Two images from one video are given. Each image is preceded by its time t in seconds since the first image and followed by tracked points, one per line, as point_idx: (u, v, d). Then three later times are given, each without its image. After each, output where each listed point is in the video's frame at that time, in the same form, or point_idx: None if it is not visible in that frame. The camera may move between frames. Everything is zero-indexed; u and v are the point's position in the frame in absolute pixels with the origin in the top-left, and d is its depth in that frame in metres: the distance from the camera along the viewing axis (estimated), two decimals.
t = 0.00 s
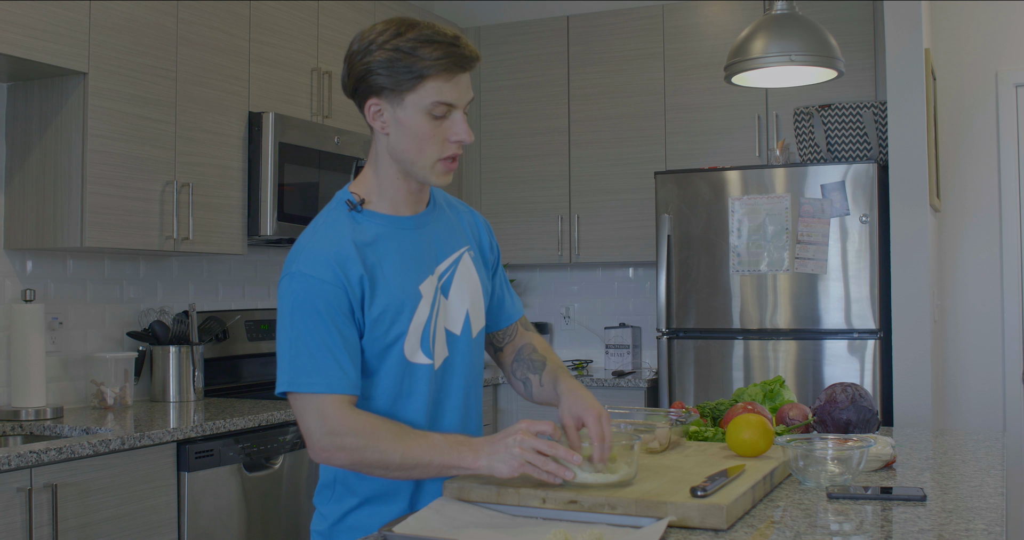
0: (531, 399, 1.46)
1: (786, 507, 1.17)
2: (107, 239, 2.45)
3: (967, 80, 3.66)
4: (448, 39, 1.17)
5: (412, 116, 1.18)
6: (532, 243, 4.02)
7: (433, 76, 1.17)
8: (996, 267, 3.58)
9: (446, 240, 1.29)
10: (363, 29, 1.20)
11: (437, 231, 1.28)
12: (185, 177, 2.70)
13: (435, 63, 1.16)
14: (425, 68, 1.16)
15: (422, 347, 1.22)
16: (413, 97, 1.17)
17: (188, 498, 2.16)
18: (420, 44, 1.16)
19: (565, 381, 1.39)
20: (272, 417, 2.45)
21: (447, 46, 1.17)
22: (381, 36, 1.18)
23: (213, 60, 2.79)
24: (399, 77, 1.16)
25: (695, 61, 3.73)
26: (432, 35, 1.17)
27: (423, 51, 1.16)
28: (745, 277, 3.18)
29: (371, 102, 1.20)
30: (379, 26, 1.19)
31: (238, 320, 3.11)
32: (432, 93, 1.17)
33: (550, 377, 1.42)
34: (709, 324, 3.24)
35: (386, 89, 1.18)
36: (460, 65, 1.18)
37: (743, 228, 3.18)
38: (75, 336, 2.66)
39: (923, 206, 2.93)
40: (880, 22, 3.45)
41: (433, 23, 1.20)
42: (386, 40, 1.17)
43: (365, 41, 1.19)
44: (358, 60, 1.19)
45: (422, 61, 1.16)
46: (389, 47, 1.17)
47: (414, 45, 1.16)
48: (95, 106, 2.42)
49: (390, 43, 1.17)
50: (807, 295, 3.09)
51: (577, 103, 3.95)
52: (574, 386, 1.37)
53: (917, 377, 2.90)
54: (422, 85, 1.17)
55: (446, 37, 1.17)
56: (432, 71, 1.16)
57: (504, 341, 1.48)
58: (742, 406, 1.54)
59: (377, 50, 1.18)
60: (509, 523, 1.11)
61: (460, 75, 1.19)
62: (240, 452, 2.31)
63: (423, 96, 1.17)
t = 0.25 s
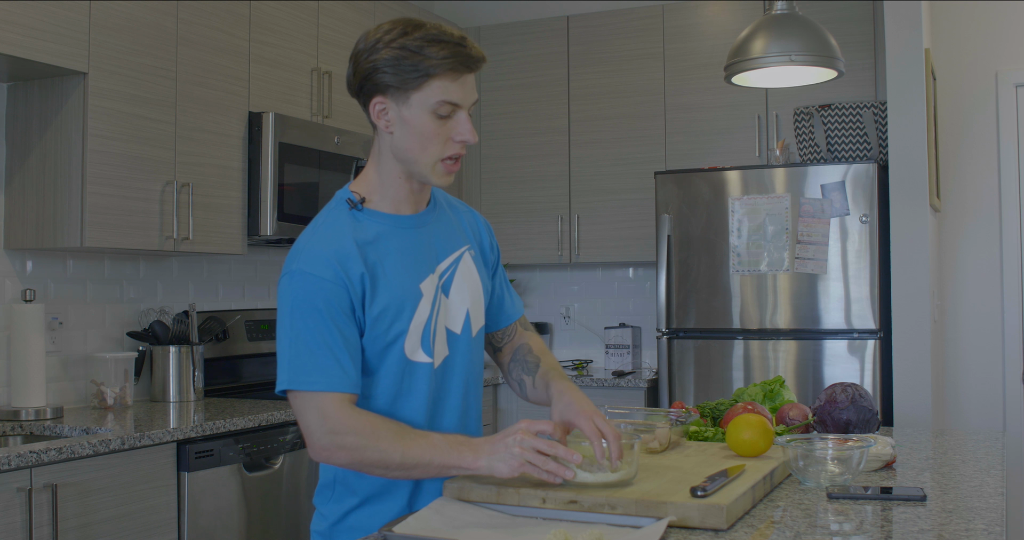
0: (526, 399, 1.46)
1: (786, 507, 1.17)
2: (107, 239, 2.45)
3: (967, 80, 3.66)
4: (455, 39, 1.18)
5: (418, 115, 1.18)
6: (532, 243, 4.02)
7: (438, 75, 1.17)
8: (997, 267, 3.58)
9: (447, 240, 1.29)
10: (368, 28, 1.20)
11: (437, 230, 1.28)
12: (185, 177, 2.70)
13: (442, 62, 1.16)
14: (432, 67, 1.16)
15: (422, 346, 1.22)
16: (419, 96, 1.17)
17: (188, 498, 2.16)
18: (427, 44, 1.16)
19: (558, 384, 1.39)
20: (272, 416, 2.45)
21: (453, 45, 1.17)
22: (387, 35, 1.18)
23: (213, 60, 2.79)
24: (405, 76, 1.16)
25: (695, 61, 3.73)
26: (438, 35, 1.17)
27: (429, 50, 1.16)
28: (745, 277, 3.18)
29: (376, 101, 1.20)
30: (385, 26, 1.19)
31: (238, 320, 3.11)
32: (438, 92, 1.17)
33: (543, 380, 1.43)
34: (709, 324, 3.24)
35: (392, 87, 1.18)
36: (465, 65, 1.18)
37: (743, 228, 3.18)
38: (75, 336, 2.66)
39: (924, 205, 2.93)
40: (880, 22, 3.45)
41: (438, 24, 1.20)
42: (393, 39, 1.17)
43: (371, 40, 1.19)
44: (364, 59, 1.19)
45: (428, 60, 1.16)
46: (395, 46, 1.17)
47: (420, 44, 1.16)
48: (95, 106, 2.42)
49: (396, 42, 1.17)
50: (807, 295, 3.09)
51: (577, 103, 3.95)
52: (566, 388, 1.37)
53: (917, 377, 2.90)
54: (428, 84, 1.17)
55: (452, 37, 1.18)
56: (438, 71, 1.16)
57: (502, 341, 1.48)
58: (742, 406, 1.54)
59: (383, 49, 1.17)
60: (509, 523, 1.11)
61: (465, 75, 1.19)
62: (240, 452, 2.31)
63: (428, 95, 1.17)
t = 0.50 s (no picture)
0: (529, 401, 1.46)
1: (786, 507, 1.17)
2: (107, 239, 2.45)
3: (967, 80, 3.66)
4: (455, 39, 1.18)
5: (418, 115, 1.18)
6: (532, 243, 4.02)
7: (439, 75, 1.17)
8: (997, 267, 3.58)
9: (446, 240, 1.29)
10: (369, 28, 1.20)
11: (437, 230, 1.28)
12: (185, 177, 2.70)
13: (442, 62, 1.16)
14: (432, 67, 1.16)
15: (422, 345, 1.22)
16: (420, 95, 1.17)
17: (188, 498, 2.16)
18: (428, 44, 1.16)
19: (566, 382, 1.40)
20: (272, 416, 2.45)
21: (453, 45, 1.17)
22: (388, 35, 1.18)
23: (213, 60, 2.79)
24: (406, 76, 1.17)
25: (695, 61, 3.74)
26: (439, 35, 1.17)
27: (430, 50, 1.16)
28: (745, 277, 3.18)
29: (377, 101, 1.20)
30: (385, 26, 1.19)
31: (238, 320, 3.11)
32: (438, 92, 1.17)
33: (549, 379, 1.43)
34: (709, 324, 3.24)
35: (392, 88, 1.18)
36: (466, 65, 1.18)
37: (743, 228, 3.18)
38: (75, 336, 2.66)
39: (923, 205, 2.93)
40: (880, 22, 3.45)
41: (440, 24, 1.20)
42: (393, 39, 1.17)
43: (372, 40, 1.19)
44: (365, 59, 1.20)
45: (429, 59, 1.16)
46: (396, 45, 1.17)
47: (421, 44, 1.16)
48: (95, 106, 2.42)
49: (397, 41, 1.17)
50: (807, 295, 3.09)
51: (577, 103, 3.95)
52: (575, 386, 1.38)
53: (917, 377, 2.90)
54: (429, 84, 1.17)
55: (453, 37, 1.18)
56: (439, 71, 1.16)
57: (502, 342, 1.48)
58: (742, 405, 1.54)
59: (384, 49, 1.18)
60: (509, 522, 1.11)
61: (466, 75, 1.19)
62: (240, 452, 2.31)
63: (429, 95, 1.17)
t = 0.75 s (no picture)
0: (527, 401, 1.46)
1: (786, 507, 1.17)
2: (107, 239, 2.45)
3: (967, 80, 3.66)
4: (454, 41, 1.18)
5: (417, 116, 1.18)
6: (532, 243, 4.02)
7: (438, 76, 1.17)
8: (997, 267, 3.58)
9: (446, 241, 1.29)
10: (368, 29, 1.20)
11: (437, 231, 1.28)
12: (185, 177, 2.70)
13: (441, 64, 1.16)
14: (431, 68, 1.16)
15: (421, 346, 1.22)
16: (418, 97, 1.17)
17: (188, 498, 2.16)
18: (426, 45, 1.16)
19: (565, 383, 1.40)
20: (272, 416, 2.45)
21: (452, 47, 1.17)
22: (386, 36, 1.18)
23: (213, 60, 2.79)
24: (404, 77, 1.17)
25: (695, 61, 3.74)
26: (437, 36, 1.17)
27: (428, 52, 1.16)
28: (745, 277, 3.18)
29: (376, 102, 1.20)
30: (384, 27, 1.19)
31: (238, 320, 3.11)
32: (437, 93, 1.17)
33: (548, 379, 1.43)
34: (709, 325, 3.24)
35: (391, 89, 1.18)
36: (465, 67, 1.18)
37: (743, 228, 3.18)
38: (75, 336, 2.66)
39: (923, 205, 2.93)
40: (881, 21, 3.45)
41: (438, 25, 1.20)
42: (391, 40, 1.17)
43: (371, 41, 1.19)
44: (364, 60, 1.20)
45: (427, 61, 1.16)
46: (394, 47, 1.17)
47: (419, 45, 1.16)
48: (95, 106, 2.42)
49: (395, 42, 1.17)
50: (807, 295, 3.09)
51: (577, 103, 3.96)
52: (573, 388, 1.38)
53: (917, 377, 2.90)
54: (427, 85, 1.17)
55: (452, 38, 1.18)
56: (438, 72, 1.16)
57: (501, 343, 1.48)
58: (742, 406, 1.54)
59: (382, 50, 1.18)
60: (509, 522, 1.11)
61: (465, 76, 1.19)
62: (240, 452, 2.31)
63: (427, 96, 1.17)
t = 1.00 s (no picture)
0: (527, 401, 1.46)
1: (786, 507, 1.17)
2: (107, 239, 2.45)
3: (967, 80, 3.66)
4: (452, 41, 1.18)
5: (415, 117, 1.18)
6: (532, 243, 4.02)
7: (435, 77, 1.17)
8: (997, 267, 3.58)
9: (445, 241, 1.29)
10: (366, 30, 1.20)
11: (436, 231, 1.28)
12: (185, 177, 2.70)
13: (438, 65, 1.16)
14: (428, 69, 1.16)
15: (421, 347, 1.22)
16: (416, 98, 1.17)
17: (188, 498, 2.16)
18: (424, 46, 1.16)
19: (565, 384, 1.39)
20: (272, 416, 2.45)
21: (450, 48, 1.17)
22: (384, 36, 1.18)
23: (213, 60, 2.79)
24: (402, 78, 1.16)
25: (695, 61, 3.74)
26: (435, 37, 1.17)
27: (426, 53, 1.16)
28: (745, 277, 3.18)
29: (373, 103, 1.20)
30: (382, 28, 1.19)
31: (238, 320, 3.10)
32: (435, 94, 1.17)
33: (549, 380, 1.43)
34: (709, 325, 3.24)
35: (389, 90, 1.18)
36: (463, 67, 1.18)
37: (743, 228, 3.18)
38: (75, 336, 2.66)
39: (923, 205, 2.93)
40: (881, 21, 3.45)
41: (436, 25, 1.20)
42: (389, 41, 1.17)
43: (369, 41, 1.19)
44: (362, 60, 1.20)
45: (425, 62, 1.16)
46: (392, 47, 1.17)
47: (417, 46, 1.16)
48: (95, 107, 2.42)
49: (393, 43, 1.17)
50: (807, 295, 3.09)
51: (577, 103, 3.96)
52: (575, 389, 1.37)
53: (917, 377, 2.90)
54: (425, 86, 1.17)
55: (450, 39, 1.18)
56: (435, 73, 1.16)
57: (500, 343, 1.48)
58: (742, 405, 1.54)
59: (380, 51, 1.18)
60: (509, 522, 1.11)
61: (462, 78, 1.19)
62: (240, 452, 2.31)
63: (425, 97, 1.17)
